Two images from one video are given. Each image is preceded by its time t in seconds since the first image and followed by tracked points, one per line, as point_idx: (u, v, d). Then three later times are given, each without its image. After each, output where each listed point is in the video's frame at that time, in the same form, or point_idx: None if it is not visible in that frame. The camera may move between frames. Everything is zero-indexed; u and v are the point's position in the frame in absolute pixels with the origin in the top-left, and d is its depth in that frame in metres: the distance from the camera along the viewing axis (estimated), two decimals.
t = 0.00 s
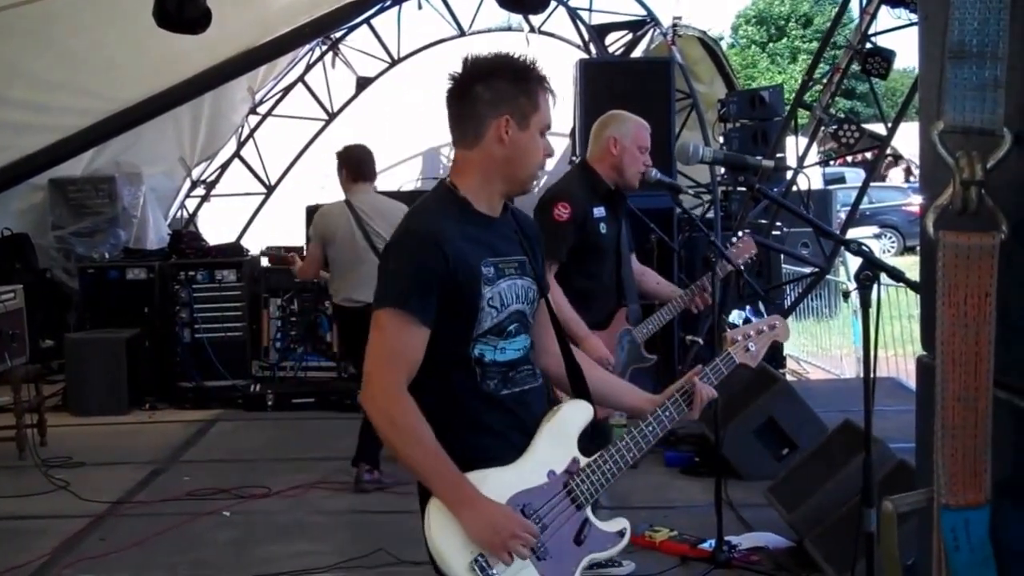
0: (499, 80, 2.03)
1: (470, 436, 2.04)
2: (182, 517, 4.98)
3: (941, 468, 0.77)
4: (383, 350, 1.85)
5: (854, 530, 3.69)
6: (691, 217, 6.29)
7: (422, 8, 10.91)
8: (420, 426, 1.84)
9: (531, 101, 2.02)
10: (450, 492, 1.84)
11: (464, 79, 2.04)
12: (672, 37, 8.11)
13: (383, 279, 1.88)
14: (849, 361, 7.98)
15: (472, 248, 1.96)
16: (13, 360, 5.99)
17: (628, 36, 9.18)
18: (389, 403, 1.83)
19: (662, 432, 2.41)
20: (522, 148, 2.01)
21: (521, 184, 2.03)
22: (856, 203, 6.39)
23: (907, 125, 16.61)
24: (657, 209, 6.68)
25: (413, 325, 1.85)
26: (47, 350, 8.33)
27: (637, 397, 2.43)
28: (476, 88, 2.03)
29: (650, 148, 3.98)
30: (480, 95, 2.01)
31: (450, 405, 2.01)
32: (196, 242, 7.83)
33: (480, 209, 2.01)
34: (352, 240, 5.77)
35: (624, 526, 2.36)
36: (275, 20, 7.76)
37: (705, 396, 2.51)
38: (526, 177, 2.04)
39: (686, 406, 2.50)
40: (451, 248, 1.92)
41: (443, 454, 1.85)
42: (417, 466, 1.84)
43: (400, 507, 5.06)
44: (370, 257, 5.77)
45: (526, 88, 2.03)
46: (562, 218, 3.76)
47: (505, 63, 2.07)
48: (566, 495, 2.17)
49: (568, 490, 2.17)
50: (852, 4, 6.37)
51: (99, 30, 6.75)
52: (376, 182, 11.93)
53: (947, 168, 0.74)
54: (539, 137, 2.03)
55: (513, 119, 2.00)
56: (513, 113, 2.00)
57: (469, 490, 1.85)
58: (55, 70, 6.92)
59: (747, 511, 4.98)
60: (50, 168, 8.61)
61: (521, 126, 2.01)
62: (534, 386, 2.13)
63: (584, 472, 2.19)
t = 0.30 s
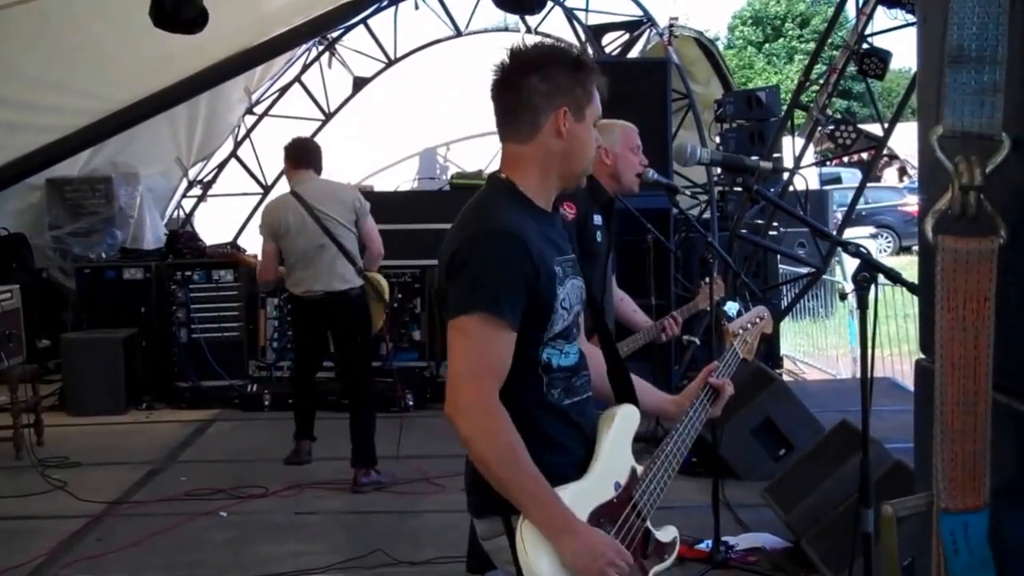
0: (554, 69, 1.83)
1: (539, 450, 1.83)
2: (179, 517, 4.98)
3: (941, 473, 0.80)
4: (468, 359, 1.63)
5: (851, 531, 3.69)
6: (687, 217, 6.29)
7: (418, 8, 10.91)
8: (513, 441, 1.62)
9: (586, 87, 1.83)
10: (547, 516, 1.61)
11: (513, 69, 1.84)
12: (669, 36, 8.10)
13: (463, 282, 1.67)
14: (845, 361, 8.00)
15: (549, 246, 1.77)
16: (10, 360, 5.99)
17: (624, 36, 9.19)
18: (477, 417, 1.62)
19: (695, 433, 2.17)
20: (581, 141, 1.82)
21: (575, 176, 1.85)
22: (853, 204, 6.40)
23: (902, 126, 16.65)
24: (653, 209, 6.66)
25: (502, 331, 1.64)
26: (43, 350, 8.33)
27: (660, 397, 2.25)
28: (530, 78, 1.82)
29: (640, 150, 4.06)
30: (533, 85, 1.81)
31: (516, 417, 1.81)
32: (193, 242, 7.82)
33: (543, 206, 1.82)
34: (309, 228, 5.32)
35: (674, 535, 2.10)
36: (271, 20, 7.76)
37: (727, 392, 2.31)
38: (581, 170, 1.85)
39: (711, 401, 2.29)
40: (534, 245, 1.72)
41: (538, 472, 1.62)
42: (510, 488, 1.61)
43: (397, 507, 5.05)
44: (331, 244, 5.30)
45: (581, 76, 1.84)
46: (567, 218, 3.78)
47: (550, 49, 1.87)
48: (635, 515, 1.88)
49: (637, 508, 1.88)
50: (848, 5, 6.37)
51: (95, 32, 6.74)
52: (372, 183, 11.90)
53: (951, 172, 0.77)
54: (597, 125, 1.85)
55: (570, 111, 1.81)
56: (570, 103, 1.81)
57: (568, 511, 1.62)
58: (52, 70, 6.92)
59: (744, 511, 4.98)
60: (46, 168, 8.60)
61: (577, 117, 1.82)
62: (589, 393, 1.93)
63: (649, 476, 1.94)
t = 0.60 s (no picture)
0: (571, 72, 1.84)
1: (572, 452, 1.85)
2: (178, 518, 4.98)
3: (943, 477, 0.80)
4: (508, 361, 1.66)
5: (851, 532, 3.70)
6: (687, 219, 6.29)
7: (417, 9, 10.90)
8: (552, 440, 1.65)
9: (607, 87, 1.84)
10: (585, 514, 1.63)
11: (527, 79, 1.86)
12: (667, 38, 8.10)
13: (501, 286, 1.70)
14: (844, 363, 8.00)
15: (585, 249, 1.80)
16: (9, 361, 5.99)
17: (624, 37, 9.19)
18: (518, 419, 1.65)
19: (711, 442, 2.17)
20: (606, 141, 1.84)
21: (604, 175, 1.88)
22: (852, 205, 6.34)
23: (901, 127, 16.64)
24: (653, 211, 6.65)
25: (541, 333, 1.66)
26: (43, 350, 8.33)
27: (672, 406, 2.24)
28: (545, 87, 1.84)
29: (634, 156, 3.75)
30: (551, 91, 1.83)
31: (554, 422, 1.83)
32: (192, 243, 7.83)
33: (576, 209, 1.85)
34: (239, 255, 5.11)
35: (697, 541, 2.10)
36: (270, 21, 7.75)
37: (738, 401, 2.28)
38: (610, 168, 1.87)
39: (723, 411, 2.26)
40: (572, 249, 1.75)
41: (576, 472, 1.65)
42: (549, 487, 1.64)
43: (396, 508, 5.06)
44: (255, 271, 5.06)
45: (596, 74, 1.85)
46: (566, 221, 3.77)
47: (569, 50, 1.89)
48: (661, 518, 1.92)
49: (662, 511, 1.90)
50: (847, 7, 6.36)
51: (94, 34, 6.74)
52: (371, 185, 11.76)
53: (950, 179, 0.77)
54: (618, 120, 1.86)
55: (591, 113, 1.83)
56: (590, 105, 1.82)
57: (607, 510, 1.65)
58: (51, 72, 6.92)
59: (743, 513, 4.99)
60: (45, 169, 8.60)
61: (599, 118, 1.83)
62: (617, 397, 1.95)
63: (671, 482, 1.95)
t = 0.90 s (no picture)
0: (583, 75, 1.86)
1: (577, 450, 1.85)
2: (177, 521, 4.98)
3: (944, 481, 0.81)
4: (509, 356, 1.66)
5: (850, 535, 3.70)
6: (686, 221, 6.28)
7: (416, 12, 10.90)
8: (550, 436, 1.65)
9: (621, 88, 1.85)
10: (578, 511, 1.63)
11: (543, 85, 1.89)
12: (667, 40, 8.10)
13: (508, 283, 1.71)
14: (843, 366, 8.00)
15: (597, 250, 1.80)
16: (8, 363, 5.99)
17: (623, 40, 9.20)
18: (516, 414, 1.65)
19: (718, 448, 2.16)
20: (620, 141, 1.84)
21: (620, 176, 1.87)
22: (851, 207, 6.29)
23: (900, 130, 16.64)
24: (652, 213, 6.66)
25: (544, 330, 1.67)
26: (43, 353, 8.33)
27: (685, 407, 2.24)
28: (558, 92, 1.87)
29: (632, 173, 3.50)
30: (563, 95, 1.85)
31: (558, 420, 1.84)
32: (191, 245, 7.80)
33: (593, 211, 1.86)
34: (253, 245, 5.14)
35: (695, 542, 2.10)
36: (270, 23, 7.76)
37: (751, 408, 2.27)
38: (629, 167, 1.87)
39: (734, 418, 2.25)
40: (584, 248, 1.75)
41: (572, 470, 1.65)
42: (544, 482, 1.64)
43: (395, 511, 5.05)
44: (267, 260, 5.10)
45: (605, 77, 1.85)
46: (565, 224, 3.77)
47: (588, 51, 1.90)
48: (659, 518, 1.92)
49: (660, 511, 1.91)
50: (846, 9, 6.36)
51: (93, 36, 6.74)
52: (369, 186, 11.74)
53: (954, 186, 0.78)
54: (635, 120, 1.85)
55: (602, 114, 1.84)
56: (600, 106, 1.83)
57: (600, 508, 1.64)
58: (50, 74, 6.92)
59: (741, 516, 4.99)
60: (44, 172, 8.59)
61: (611, 119, 1.84)
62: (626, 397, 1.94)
63: (672, 483, 1.95)
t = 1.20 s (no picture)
0: (595, 82, 1.86)
1: (581, 454, 1.84)
2: (176, 526, 4.97)
3: (943, 488, 0.80)
4: (517, 359, 1.65)
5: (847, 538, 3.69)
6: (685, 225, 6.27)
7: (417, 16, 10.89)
8: (555, 443, 1.64)
9: (631, 94, 1.85)
10: (580, 518, 1.62)
11: (554, 90, 1.89)
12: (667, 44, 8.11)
13: (516, 287, 1.70)
14: (841, 369, 7.99)
15: (604, 254, 1.79)
16: (6, 366, 5.98)
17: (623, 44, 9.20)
18: (522, 419, 1.64)
19: (730, 440, 2.16)
20: (629, 147, 1.84)
21: (629, 181, 1.87)
22: (849, 211, 6.25)
23: (899, 134, 16.64)
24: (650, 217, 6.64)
25: (552, 336, 1.66)
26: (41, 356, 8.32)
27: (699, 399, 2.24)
28: (569, 96, 1.87)
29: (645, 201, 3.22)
30: (574, 101, 1.85)
31: (562, 423, 1.82)
32: (191, 249, 7.76)
33: (599, 213, 1.85)
34: (300, 248, 5.34)
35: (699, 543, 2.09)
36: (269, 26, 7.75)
37: (762, 404, 2.28)
38: (637, 173, 1.87)
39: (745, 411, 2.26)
40: (592, 253, 1.74)
41: (576, 477, 1.64)
42: (547, 487, 1.63)
43: (394, 516, 5.04)
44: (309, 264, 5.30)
45: (618, 84, 1.86)
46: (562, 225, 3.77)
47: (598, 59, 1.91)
48: (664, 520, 1.91)
49: (666, 513, 1.91)
50: (846, 13, 6.36)
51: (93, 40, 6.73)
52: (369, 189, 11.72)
53: (956, 191, 0.77)
54: (645, 126, 1.86)
55: (614, 120, 1.84)
56: (612, 113, 1.83)
57: (602, 516, 1.64)
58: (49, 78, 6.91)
59: (740, 520, 4.98)
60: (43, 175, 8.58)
61: (623, 125, 1.84)
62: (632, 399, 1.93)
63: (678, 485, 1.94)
